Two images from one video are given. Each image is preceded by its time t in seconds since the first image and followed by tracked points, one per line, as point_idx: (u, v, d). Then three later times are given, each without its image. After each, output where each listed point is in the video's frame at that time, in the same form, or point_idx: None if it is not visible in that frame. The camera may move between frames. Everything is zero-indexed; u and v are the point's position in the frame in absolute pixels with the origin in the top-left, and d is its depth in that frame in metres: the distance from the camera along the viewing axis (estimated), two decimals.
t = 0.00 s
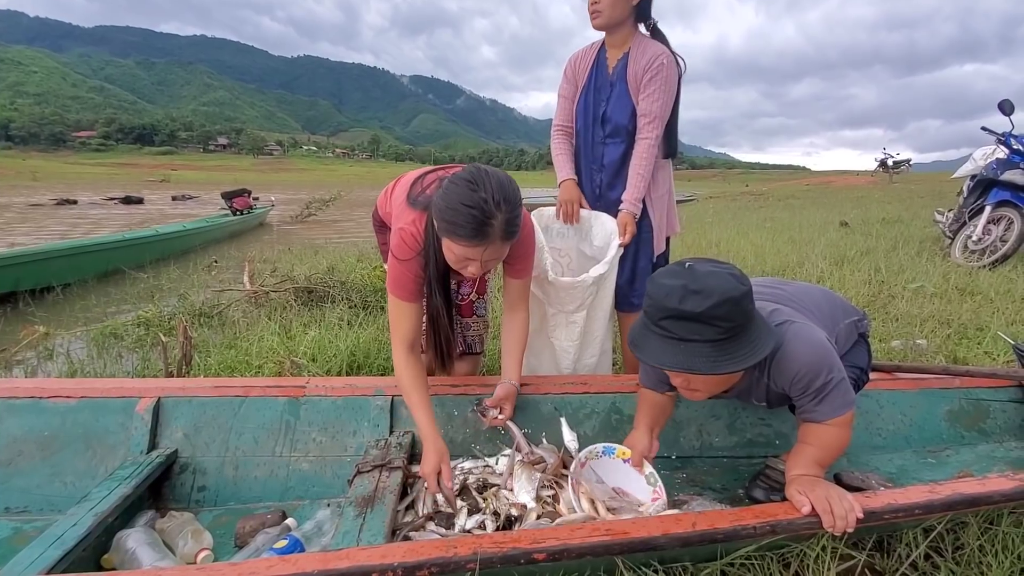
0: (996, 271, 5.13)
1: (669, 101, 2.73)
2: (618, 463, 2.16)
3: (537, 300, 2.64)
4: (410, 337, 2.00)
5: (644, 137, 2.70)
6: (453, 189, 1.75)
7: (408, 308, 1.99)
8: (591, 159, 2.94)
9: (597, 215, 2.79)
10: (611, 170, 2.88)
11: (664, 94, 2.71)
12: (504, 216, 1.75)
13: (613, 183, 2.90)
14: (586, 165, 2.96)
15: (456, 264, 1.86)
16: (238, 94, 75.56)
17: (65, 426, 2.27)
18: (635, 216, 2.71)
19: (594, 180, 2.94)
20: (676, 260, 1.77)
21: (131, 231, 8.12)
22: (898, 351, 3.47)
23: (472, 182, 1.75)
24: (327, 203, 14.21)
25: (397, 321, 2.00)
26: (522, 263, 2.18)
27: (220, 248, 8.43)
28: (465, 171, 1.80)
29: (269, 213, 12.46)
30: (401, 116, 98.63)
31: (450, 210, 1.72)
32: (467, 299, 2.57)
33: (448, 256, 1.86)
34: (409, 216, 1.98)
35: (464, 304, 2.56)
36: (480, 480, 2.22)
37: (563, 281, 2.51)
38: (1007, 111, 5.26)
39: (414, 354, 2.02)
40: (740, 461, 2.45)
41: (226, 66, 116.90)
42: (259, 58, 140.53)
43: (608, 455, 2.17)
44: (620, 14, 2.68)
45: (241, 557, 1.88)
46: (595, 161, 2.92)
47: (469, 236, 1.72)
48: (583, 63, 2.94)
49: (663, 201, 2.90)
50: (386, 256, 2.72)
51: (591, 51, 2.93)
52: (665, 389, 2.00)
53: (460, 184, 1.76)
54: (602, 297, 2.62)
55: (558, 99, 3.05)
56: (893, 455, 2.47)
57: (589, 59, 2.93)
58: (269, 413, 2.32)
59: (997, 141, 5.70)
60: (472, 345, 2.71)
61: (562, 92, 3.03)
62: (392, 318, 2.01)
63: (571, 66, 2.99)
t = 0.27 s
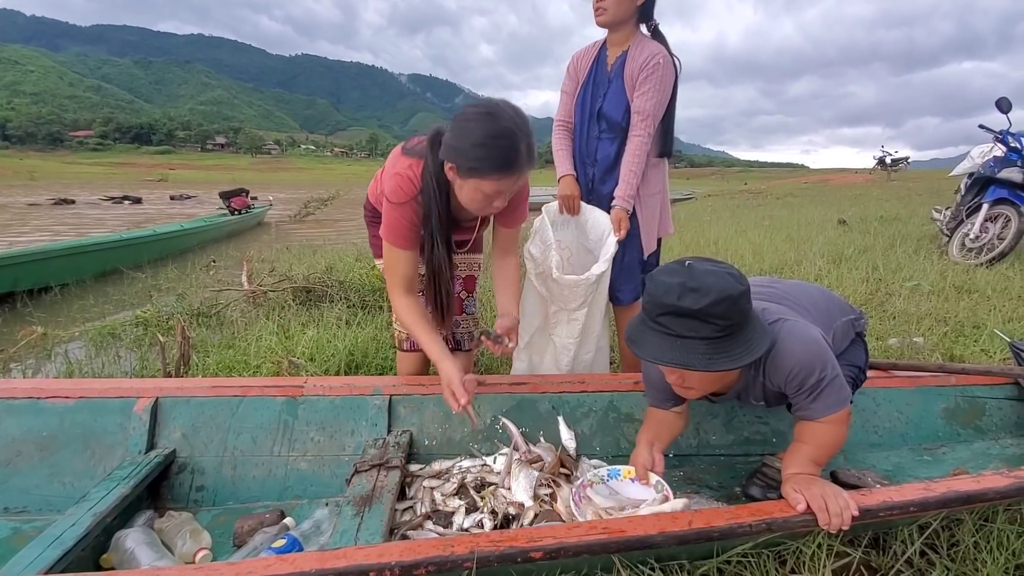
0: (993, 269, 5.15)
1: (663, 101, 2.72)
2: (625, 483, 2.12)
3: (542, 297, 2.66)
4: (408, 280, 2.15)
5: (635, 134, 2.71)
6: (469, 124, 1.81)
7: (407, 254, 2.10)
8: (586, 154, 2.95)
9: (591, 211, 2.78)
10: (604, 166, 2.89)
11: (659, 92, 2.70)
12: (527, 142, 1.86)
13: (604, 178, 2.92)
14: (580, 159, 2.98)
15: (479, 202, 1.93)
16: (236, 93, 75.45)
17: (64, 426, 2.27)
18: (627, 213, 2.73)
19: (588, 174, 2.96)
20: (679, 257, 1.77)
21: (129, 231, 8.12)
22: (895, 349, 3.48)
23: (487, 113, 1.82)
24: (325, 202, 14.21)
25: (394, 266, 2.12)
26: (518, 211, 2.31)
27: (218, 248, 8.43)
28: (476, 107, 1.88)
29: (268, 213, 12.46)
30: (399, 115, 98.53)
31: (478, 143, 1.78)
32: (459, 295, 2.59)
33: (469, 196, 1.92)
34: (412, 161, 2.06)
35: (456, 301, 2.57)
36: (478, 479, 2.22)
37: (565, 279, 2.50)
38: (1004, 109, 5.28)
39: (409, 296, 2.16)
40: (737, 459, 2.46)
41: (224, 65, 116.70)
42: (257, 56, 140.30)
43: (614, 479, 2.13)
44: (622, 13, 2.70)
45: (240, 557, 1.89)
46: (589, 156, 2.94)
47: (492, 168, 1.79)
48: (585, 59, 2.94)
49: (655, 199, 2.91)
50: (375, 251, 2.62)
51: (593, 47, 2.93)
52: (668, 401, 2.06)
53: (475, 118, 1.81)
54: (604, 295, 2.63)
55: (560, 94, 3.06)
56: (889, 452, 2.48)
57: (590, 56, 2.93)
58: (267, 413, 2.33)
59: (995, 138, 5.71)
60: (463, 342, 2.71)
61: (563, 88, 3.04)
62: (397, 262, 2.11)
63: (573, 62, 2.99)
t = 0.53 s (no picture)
0: (990, 266, 5.16)
1: (660, 99, 2.73)
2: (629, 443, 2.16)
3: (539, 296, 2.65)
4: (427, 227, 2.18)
5: (635, 134, 2.71)
6: (490, 57, 1.90)
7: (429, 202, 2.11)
8: (586, 157, 2.96)
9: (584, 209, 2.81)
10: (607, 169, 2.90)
11: (656, 91, 2.71)
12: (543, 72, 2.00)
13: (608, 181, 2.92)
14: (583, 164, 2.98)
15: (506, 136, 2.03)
16: (233, 94, 75.37)
17: (62, 428, 2.27)
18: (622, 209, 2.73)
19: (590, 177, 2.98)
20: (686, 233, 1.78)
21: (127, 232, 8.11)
22: (892, 347, 3.49)
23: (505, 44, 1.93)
24: (323, 203, 14.21)
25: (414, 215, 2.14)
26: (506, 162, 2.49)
27: (216, 249, 8.42)
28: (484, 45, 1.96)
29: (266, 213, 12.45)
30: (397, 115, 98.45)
31: (508, 76, 1.88)
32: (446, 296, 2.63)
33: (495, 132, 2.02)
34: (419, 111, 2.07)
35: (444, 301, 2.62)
36: (476, 479, 2.23)
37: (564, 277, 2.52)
38: (1000, 106, 5.29)
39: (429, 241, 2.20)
40: (734, 458, 2.47)
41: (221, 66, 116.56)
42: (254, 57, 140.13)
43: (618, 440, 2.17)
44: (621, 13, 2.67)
45: (238, 558, 1.89)
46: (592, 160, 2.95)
47: (521, 97, 1.91)
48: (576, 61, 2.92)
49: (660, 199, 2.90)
50: (359, 257, 2.49)
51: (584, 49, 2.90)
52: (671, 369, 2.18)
53: (495, 50, 1.91)
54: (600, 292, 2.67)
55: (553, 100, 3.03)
56: (886, 450, 2.49)
57: (582, 60, 2.89)
58: (265, 414, 2.33)
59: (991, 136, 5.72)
60: (452, 341, 2.71)
61: (556, 93, 3.01)
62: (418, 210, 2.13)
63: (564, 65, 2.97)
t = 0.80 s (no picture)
0: (987, 264, 5.17)
1: (666, 105, 2.77)
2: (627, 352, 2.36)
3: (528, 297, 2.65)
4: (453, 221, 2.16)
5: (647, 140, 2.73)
6: (497, 44, 1.94)
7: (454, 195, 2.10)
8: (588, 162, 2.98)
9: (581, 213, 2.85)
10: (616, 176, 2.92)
11: (663, 95, 2.75)
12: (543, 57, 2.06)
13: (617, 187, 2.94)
14: (592, 173, 2.99)
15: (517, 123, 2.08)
16: (231, 95, 75.28)
17: (60, 431, 2.27)
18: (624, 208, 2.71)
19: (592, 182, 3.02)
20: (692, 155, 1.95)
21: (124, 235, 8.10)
22: (889, 346, 3.50)
23: (510, 31, 1.97)
24: (321, 204, 14.20)
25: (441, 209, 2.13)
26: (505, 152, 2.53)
27: (214, 251, 8.41)
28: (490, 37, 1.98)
29: (263, 215, 12.44)
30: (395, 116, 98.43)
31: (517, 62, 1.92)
32: (444, 297, 2.68)
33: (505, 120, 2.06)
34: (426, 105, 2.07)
35: (443, 302, 2.69)
36: (475, 480, 2.24)
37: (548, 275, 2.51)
38: (996, 105, 5.30)
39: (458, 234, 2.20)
40: (732, 458, 2.48)
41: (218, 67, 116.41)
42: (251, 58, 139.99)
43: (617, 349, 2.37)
44: (629, 19, 2.63)
45: (237, 560, 1.90)
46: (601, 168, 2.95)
47: (532, 79, 1.96)
48: (574, 68, 2.85)
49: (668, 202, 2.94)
50: (354, 267, 2.47)
51: (582, 54, 2.84)
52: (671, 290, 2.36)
53: (502, 36, 1.95)
54: (591, 290, 2.64)
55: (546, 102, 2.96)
56: (883, 449, 2.50)
57: (582, 65, 2.84)
58: (264, 416, 2.33)
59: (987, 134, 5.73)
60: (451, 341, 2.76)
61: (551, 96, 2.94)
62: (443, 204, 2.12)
63: (561, 71, 2.90)
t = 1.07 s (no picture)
0: (983, 263, 5.19)
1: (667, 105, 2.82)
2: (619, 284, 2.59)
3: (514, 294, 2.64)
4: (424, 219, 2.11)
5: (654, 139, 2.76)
6: (488, 36, 1.95)
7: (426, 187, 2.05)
8: (590, 162, 2.94)
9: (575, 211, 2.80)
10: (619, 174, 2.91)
11: (665, 95, 2.80)
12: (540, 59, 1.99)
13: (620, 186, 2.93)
14: (597, 172, 2.94)
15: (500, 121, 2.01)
16: (228, 96, 75.16)
17: (58, 433, 2.27)
18: (623, 206, 2.76)
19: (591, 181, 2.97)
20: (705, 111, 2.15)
21: (121, 236, 8.09)
22: (887, 345, 3.51)
23: (504, 28, 1.98)
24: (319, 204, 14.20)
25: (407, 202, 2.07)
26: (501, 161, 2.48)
27: (211, 252, 8.40)
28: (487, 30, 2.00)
29: (261, 217, 12.43)
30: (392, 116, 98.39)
31: (498, 52, 1.90)
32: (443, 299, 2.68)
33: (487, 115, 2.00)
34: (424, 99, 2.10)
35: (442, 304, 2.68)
36: (473, 480, 2.24)
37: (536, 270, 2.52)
38: (993, 104, 5.32)
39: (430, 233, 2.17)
40: (730, 457, 2.48)
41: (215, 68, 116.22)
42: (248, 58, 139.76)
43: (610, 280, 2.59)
44: (638, 22, 2.63)
45: (235, 561, 1.90)
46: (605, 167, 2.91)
47: (513, 73, 1.90)
48: (578, 64, 2.80)
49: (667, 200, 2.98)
50: (354, 268, 2.49)
51: (585, 51, 2.79)
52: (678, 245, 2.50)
53: (496, 30, 1.96)
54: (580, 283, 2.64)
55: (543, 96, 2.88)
56: (879, 448, 2.51)
57: (584, 61, 2.79)
58: (262, 417, 2.33)
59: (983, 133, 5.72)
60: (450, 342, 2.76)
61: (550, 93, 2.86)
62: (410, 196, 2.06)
63: (564, 67, 2.81)
